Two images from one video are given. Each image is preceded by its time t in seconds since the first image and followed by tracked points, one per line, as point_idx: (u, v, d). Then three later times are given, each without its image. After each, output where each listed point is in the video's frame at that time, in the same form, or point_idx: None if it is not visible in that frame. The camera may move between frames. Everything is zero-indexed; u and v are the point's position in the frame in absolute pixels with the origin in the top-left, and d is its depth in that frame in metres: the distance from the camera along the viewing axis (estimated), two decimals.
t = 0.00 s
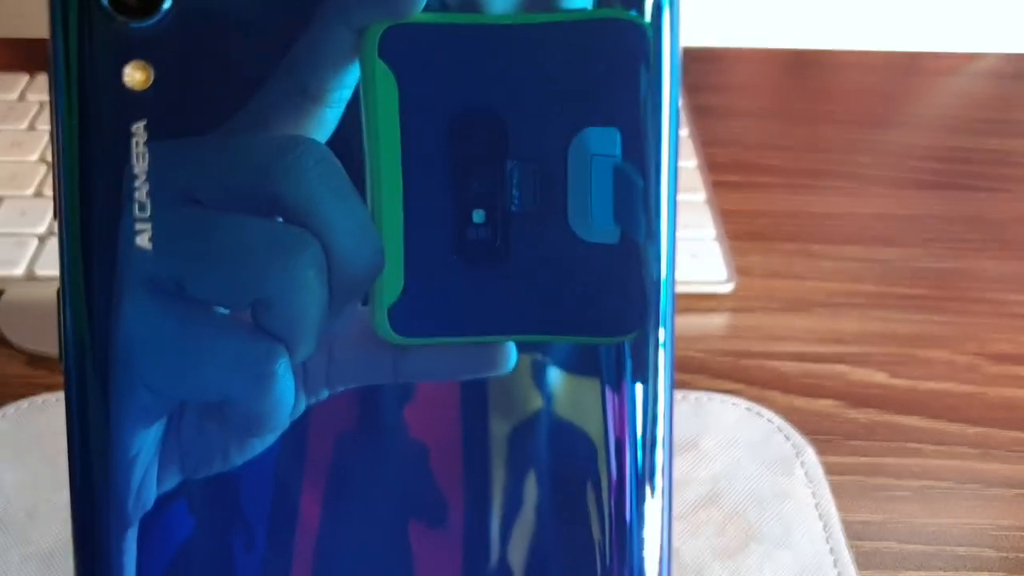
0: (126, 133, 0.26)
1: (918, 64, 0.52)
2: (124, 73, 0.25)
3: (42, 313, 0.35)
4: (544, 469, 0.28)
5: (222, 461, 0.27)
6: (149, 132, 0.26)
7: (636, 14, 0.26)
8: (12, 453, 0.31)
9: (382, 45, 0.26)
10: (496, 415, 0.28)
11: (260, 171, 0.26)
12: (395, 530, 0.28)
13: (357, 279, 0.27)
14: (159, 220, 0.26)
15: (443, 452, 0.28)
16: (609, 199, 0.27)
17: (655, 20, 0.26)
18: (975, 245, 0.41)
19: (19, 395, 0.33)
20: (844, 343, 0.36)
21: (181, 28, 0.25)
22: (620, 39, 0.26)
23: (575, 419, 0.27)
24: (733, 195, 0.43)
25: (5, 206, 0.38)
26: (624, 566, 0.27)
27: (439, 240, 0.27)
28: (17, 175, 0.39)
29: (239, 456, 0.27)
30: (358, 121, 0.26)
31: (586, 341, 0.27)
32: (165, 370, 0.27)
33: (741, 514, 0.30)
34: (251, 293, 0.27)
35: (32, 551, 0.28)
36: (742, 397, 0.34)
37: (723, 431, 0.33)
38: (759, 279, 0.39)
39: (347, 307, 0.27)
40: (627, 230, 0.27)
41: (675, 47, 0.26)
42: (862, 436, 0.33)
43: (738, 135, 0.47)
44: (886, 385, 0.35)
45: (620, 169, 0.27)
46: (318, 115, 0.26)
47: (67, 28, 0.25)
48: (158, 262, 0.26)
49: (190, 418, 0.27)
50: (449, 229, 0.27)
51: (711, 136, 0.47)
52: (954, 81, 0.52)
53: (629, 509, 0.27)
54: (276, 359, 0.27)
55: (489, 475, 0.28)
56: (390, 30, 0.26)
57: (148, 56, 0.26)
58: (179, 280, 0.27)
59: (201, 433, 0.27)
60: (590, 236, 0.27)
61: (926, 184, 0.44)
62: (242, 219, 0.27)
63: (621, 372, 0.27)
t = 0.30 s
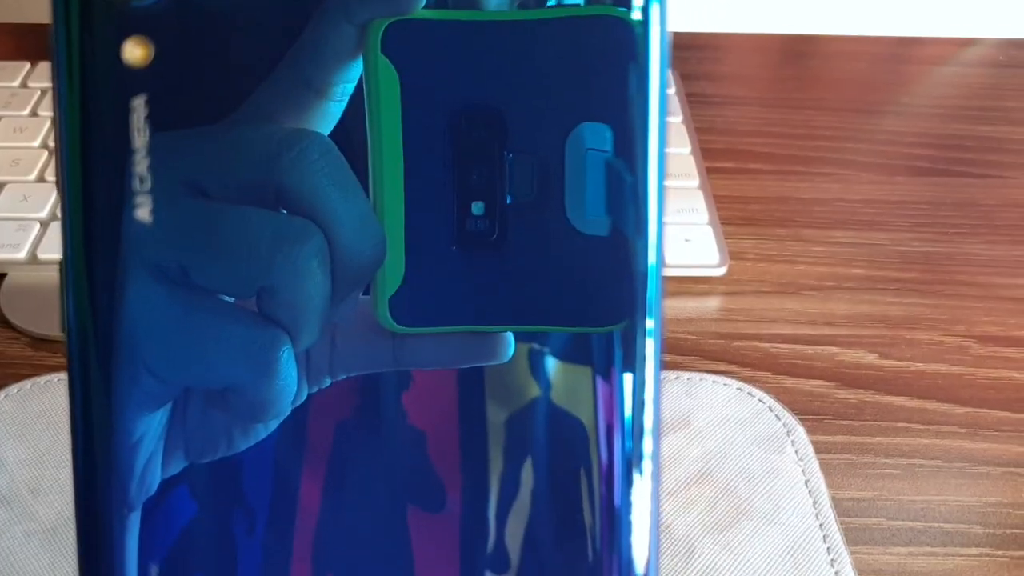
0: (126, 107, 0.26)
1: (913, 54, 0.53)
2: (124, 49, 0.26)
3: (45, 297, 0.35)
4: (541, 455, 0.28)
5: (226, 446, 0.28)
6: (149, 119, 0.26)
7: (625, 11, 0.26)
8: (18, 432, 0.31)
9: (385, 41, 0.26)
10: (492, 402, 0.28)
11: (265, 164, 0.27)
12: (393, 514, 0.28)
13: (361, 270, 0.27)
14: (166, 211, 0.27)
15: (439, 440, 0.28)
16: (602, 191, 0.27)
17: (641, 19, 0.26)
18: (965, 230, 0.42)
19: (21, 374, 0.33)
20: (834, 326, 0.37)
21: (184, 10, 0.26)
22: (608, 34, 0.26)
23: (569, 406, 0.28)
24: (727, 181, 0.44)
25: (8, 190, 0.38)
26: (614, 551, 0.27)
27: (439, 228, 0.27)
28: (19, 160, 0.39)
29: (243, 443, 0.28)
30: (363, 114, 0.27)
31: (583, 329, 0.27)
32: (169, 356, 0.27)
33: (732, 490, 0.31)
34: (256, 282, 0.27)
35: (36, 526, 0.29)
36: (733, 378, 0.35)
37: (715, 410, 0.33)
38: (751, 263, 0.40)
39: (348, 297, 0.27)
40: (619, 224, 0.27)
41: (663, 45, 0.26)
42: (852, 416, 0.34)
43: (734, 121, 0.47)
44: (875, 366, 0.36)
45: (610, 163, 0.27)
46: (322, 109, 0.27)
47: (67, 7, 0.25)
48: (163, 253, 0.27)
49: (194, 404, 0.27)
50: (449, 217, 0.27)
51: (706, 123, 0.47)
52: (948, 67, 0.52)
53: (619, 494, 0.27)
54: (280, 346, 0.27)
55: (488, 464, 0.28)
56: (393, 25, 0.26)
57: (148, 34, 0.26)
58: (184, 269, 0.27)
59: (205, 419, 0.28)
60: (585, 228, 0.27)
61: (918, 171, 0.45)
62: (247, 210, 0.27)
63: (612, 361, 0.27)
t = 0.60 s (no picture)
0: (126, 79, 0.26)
1: (909, 38, 0.53)
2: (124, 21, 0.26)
3: (44, 276, 0.36)
4: (538, 441, 0.28)
5: (229, 431, 0.28)
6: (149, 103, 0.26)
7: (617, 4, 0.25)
8: (20, 409, 0.32)
9: (387, 32, 0.26)
10: (490, 388, 0.28)
11: (268, 155, 0.27)
12: (393, 499, 0.28)
13: (365, 258, 0.27)
14: (169, 197, 0.26)
15: (438, 427, 0.28)
16: (595, 179, 0.26)
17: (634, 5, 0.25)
18: (959, 212, 0.42)
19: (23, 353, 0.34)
20: (829, 306, 0.37)
21: None
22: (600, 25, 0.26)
23: (567, 393, 0.28)
24: (723, 164, 0.44)
25: (7, 172, 0.38)
26: (607, 537, 0.27)
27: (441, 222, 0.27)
28: (19, 143, 0.40)
29: (247, 428, 0.28)
30: (364, 108, 0.26)
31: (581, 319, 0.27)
32: (172, 340, 0.27)
33: (725, 465, 0.31)
34: (259, 269, 0.27)
35: (38, 501, 0.29)
36: (728, 357, 0.35)
37: (709, 387, 0.34)
38: (747, 244, 0.40)
39: (349, 286, 0.27)
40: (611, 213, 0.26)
41: (654, 41, 0.26)
42: (845, 394, 0.34)
43: (730, 105, 0.48)
44: (869, 345, 0.36)
45: (604, 151, 0.26)
46: (326, 100, 0.26)
47: None
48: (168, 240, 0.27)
49: (198, 389, 0.27)
50: (448, 209, 0.27)
51: (703, 107, 0.48)
52: (944, 51, 0.52)
53: (611, 479, 0.27)
54: (283, 334, 0.27)
55: (485, 450, 0.28)
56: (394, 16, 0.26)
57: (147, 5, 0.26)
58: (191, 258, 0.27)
59: (208, 404, 0.27)
60: (580, 216, 0.27)
61: (913, 154, 0.45)
62: (251, 199, 0.27)
63: (605, 349, 0.27)
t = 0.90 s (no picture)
0: (134, 51, 0.26)
1: (908, 25, 0.53)
2: None
3: (49, 258, 0.36)
4: (536, 430, 0.27)
5: (233, 419, 0.28)
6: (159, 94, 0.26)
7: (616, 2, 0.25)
8: (26, 387, 0.32)
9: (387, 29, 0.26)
10: (489, 376, 0.28)
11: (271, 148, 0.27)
12: (394, 483, 0.28)
13: (365, 248, 0.27)
14: (174, 189, 0.27)
15: (436, 415, 0.28)
16: (595, 171, 0.26)
17: None
18: (956, 196, 0.42)
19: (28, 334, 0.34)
20: (826, 288, 0.38)
21: None
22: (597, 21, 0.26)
23: (566, 382, 0.27)
24: (722, 148, 0.44)
25: (11, 157, 0.39)
26: (608, 523, 0.27)
27: (440, 216, 0.27)
28: (22, 127, 0.40)
29: (250, 416, 0.28)
30: (364, 100, 0.26)
31: (581, 309, 0.27)
32: (178, 328, 0.27)
33: (724, 443, 0.32)
34: (263, 260, 0.27)
35: (45, 477, 0.29)
36: (727, 337, 0.35)
37: (708, 368, 0.34)
38: (746, 228, 0.40)
39: (351, 276, 0.27)
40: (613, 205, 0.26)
41: (654, 36, 0.25)
42: (843, 373, 0.34)
43: (729, 90, 0.48)
44: (867, 326, 0.36)
45: (604, 143, 0.26)
46: (327, 93, 0.26)
47: None
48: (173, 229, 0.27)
49: (203, 378, 0.27)
50: (448, 205, 0.27)
51: (702, 92, 0.48)
52: (943, 38, 0.53)
53: (611, 466, 0.27)
54: (286, 324, 0.27)
55: (484, 437, 0.28)
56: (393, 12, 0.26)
57: None
58: (196, 249, 0.27)
59: (213, 392, 0.28)
60: (579, 207, 0.27)
61: (911, 139, 0.45)
62: (254, 191, 0.27)
63: (604, 339, 0.27)
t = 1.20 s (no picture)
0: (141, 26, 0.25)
1: (904, 16, 0.54)
2: None
3: (53, 243, 0.36)
4: (535, 419, 0.27)
5: (235, 412, 0.27)
6: (168, 87, 0.26)
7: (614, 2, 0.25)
8: (31, 369, 0.32)
9: (390, 26, 0.26)
10: (486, 367, 0.27)
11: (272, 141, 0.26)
12: (393, 468, 0.27)
13: (366, 242, 0.26)
14: (176, 180, 0.26)
15: (434, 401, 0.27)
16: (595, 166, 0.26)
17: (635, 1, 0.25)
18: (952, 182, 0.43)
19: (33, 317, 0.34)
20: (823, 272, 0.38)
21: None
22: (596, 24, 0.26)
23: (565, 372, 0.27)
24: (721, 135, 0.45)
25: (14, 143, 0.39)
26: (606, 507, 0.26)
27: (438, 209, 0.26)
28: (26, 114, 0.40)
29: (252, 409, 0.27)
30: (364, 95, 0.26)
31: (583, 301, 0.27)
32: (182, 317, 0.26)
33: (720, 422, 0.32)
34: (267, 252, 0.26)
35: (50, 456, 0.30)
36: (725, 320, 0.36)
37: (705, 349, 0.34)
38: (743, 213, 0.41)
39: (353, 269, 0.27)
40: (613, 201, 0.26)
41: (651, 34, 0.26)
42: (839, 355, 0.35)
43: (727, 78, 0.48)
44: (863, 309, 0.37)
45: (603, 137, 0.26)
46: (328, 90, 0.26)
47: None
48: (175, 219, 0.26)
49: (206, 370, 0.26)
50: (446, 198, 0.26)
51: (701, 80, 0.48)
52: (939, 27, 0.53)
53: (610, 453, 0.26)
54: (289, 317, 0.26)
55: (483, 425, 0.27)
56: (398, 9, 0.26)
57: None
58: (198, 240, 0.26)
59: (216, 384, 0.26)
60: (578, 203, 0.26)
61: (907, 126, 0.46)
62: (257, 185, 0.26)
63: (603, 330, 0.26)
